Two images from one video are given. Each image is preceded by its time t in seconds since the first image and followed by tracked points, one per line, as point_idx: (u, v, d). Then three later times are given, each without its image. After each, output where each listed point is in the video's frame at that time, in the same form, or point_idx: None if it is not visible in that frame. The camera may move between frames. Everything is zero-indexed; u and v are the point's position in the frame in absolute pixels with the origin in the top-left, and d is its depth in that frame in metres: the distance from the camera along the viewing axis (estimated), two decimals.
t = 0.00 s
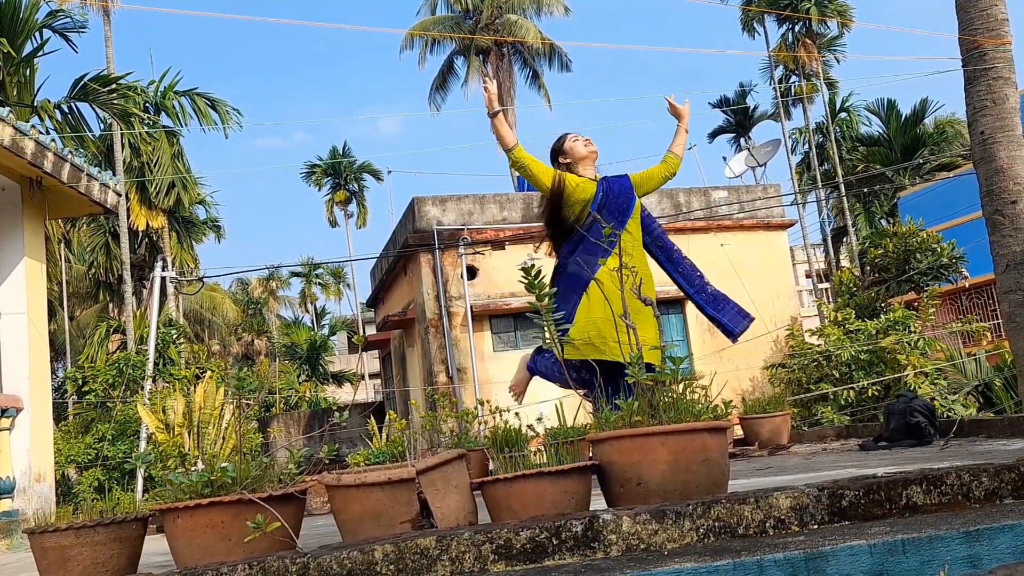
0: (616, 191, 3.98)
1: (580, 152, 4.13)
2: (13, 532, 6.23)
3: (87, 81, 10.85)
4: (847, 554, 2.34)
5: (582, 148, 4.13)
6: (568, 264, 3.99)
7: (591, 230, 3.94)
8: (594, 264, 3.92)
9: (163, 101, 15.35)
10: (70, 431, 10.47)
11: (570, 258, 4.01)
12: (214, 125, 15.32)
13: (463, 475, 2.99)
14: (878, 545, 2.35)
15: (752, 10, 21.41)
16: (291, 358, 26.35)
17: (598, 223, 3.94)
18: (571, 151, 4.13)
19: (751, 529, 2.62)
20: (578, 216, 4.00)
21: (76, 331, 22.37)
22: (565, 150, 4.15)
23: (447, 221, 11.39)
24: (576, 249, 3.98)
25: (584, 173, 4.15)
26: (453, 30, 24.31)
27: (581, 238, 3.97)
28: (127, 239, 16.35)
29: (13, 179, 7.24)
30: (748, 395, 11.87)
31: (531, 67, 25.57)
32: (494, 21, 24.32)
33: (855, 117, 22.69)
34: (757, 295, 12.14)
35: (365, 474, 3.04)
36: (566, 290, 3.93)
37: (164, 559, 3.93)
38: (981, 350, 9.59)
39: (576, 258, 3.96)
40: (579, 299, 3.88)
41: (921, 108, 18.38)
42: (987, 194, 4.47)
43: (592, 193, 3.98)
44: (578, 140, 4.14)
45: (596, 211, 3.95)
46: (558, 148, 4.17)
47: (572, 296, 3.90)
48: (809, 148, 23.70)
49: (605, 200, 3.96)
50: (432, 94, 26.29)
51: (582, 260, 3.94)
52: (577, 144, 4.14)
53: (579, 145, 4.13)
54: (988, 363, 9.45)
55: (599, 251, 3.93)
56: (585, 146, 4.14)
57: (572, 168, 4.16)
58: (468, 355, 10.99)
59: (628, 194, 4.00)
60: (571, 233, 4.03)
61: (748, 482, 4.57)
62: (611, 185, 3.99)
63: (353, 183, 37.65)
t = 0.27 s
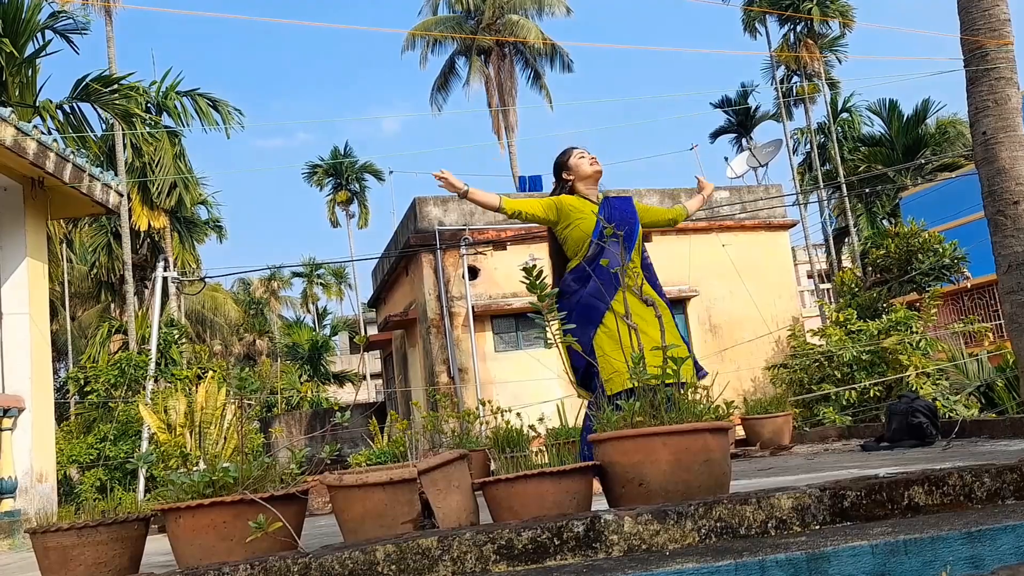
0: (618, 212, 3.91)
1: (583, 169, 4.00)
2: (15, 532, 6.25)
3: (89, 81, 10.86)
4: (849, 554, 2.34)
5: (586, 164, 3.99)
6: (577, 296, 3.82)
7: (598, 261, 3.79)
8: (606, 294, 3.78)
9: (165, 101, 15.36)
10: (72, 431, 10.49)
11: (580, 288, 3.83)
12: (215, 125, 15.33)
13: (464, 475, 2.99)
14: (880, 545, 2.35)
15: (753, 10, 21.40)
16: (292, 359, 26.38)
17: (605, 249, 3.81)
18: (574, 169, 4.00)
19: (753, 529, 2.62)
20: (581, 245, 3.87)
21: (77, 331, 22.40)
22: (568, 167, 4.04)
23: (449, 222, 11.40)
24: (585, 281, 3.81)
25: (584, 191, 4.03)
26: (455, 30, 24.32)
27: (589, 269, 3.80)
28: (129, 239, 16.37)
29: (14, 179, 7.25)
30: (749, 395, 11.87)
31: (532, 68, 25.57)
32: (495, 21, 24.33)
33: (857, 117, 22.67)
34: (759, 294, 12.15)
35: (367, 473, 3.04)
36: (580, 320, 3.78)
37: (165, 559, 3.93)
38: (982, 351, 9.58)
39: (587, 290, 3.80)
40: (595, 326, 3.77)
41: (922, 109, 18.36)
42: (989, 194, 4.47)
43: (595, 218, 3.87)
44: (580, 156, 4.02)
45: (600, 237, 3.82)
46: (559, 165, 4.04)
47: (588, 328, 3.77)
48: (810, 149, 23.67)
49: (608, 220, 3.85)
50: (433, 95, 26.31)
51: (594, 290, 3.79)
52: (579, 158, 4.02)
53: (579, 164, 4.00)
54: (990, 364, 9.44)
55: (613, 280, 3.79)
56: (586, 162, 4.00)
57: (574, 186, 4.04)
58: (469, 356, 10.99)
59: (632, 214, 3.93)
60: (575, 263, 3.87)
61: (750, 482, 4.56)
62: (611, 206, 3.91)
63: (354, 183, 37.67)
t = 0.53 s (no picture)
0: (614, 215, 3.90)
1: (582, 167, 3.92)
2: (14, 531, 6.25)
3: (88, 80, 10.85)
4: (848, 554, 2.34)
5: (586, 162, 3.91)
6: (570, 298, 3.76)
7: (598, 264, 3.72)
8: (600, 297, 3.74)
9: (164, 101, 15.35)
10: (71, 430, 10.49)
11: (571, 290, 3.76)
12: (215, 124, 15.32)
13: (463, 474, 2.99)
14: (878, 544, 2.35)
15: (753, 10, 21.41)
16: (291, 358, 26.37)
17: (604, 252, 3.79)
18: (574, 166, 3.91)
19: (752, 528, 2.62)
20: (577, 245, 3.78)
21: (77, 330, 22.40)
22: (568, 161, 3.96)
23: (449, 221, 11.40)
24: (578, 282, 3.74)
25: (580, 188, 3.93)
26: (454, 30, 24.32)
27: (586, 270, 3.73)
28: (128, 238, 16.37)
29: (14, 178, 7.24)
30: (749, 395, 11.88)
31: (532, 67, 25.57)
32: (495, 21, 24.33)
33: (856, 117, 22.67)
34: (758, 293, 12.16)
35: (366, 472, 3.04)
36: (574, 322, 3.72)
37: (164, 559, 3.93)
38: (982, 350, 9.59)
39: (581, 292, 3.74)
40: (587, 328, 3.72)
41: (922, 108, 18.36)
42: (989, 194, 4.47)
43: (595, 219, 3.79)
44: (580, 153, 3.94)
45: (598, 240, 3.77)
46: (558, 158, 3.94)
47: (578, 330, 3.71)
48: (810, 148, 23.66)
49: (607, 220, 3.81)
50: (433, 94, 26.30)
51: (588, 293, 3.74)
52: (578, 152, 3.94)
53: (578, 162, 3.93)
54: (989, 363, 9.45)
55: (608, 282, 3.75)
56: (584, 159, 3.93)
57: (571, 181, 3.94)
58: (468, 355, 10.99)
59: (627, 218, 3.92)
60: (570, 264, 3.79)
61: (749, 482, 4.55)
62: (607, 207, 3.89)
63: (354, 183, 37.66)
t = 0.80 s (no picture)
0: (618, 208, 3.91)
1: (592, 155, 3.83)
2: (15, 530, 6.25)
3: (89, 80, 10.85)
4: (849, 554, 2.34)
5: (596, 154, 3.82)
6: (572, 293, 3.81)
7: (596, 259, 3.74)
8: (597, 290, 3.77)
9: (165, 100, 15.36)
10: (72, 429, 10.49)
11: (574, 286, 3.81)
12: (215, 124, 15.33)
13: (464, 474, 2.99)
14: (879, 544, 2.35)
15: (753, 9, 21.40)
16: (292, 358, 26.36)
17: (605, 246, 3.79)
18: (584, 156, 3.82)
19: (753, 528, 2.62)
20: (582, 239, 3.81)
21: (77, 330, 22.41)
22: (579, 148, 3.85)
23: (449, 221, 11.41)
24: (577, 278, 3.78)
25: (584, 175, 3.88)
26: (455, 29, 24.33)
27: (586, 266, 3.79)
28: (129, 238, 16.38)
29: (15, 178, 7.24)
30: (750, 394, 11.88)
31: (532, 67, 25.56)
32: (496, 20, 24.32)
33: (857, 116, 22.66)
34: (759, 293, 12.16)
35: (367, 472, 3.04)
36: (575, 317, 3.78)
37: (165, 558, 3.93)
38: (983, 350, 9.59)
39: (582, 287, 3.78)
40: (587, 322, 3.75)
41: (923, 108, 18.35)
42: (990, 193, 4.47)
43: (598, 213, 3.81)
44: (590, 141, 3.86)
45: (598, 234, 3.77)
46: (569, 142, 3.83)
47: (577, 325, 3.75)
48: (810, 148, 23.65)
49: (608, 216, 3.82)
50: (433, 94, 26.30)
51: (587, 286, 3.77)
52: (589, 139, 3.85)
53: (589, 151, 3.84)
54: (990, 363, 9.45)
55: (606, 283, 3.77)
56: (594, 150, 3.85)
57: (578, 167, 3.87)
58: (469, 355, 10.99)
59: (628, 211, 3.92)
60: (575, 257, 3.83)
61: (749, 481, 4.55)
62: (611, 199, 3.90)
63: (354, 182, 37.66)
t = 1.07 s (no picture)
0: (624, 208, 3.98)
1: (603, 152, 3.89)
2: (15, 529, 6.26)
3: (89, 79, 10.85)
4: (848, 553, 2.34)
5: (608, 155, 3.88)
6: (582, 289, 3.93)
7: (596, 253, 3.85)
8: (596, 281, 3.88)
9: (165, 100, 15.36)
10: (72, 429, 10.50)
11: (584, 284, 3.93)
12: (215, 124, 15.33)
13: (464, 474, 2.99)
14: (879, 544, 2.35)
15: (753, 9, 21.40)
16: (292, 357, 26.34)
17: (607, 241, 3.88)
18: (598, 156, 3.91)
19: (753, 527, 2.62)
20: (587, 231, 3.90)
21: (77, 330, 22.41)
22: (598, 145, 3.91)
23: (449, 220, 11.42)
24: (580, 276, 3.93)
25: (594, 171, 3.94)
26: (455, 29, 24.33)
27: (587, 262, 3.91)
28: (129, 237, 16.38)
29: (15, 178, 7.24)
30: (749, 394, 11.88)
31: (533, 67, 25.56)
32: (496, 20, 24.31)
33: (857, 116, 22.66)
34: (759, 293, 12.16)
35: (367, 471, 3.04)
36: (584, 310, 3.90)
37: (165, 558, 3.93)
38: (983, 350, 9.59)
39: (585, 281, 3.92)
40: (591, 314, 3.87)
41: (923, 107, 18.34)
42: (990, 193, 4.47)
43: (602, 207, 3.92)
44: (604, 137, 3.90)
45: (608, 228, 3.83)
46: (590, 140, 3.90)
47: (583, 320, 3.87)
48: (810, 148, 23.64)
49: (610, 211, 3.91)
50: (433, 94, 26.31)
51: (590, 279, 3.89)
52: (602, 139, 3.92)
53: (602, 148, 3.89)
54: (990, 363, 9.46)
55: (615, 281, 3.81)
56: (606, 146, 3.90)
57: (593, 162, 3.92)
58: (469, 355, 10.99)
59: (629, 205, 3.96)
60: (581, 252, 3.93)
61: (749, 480, 4.55)
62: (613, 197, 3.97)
63: (354, 182, 37.66)
